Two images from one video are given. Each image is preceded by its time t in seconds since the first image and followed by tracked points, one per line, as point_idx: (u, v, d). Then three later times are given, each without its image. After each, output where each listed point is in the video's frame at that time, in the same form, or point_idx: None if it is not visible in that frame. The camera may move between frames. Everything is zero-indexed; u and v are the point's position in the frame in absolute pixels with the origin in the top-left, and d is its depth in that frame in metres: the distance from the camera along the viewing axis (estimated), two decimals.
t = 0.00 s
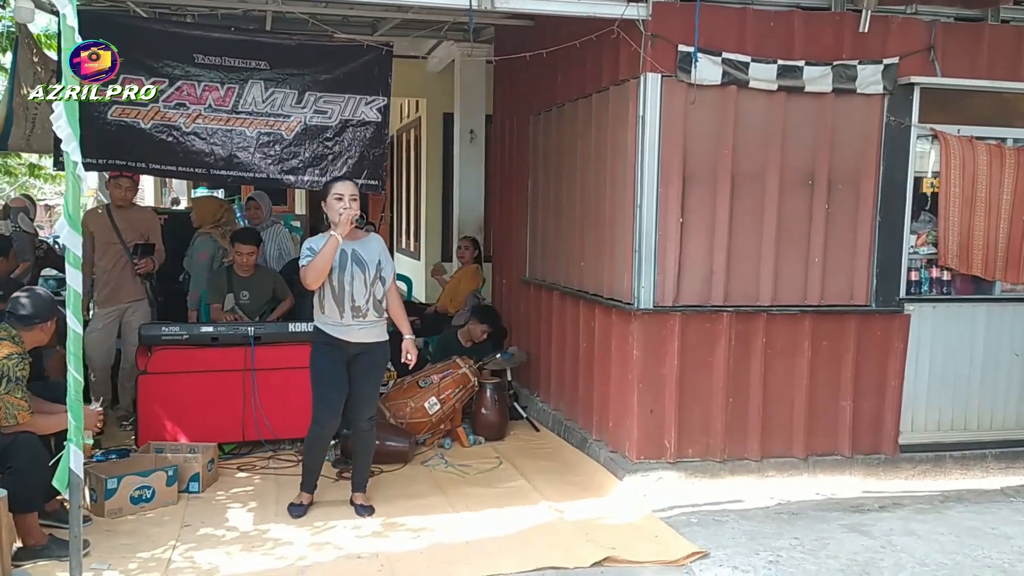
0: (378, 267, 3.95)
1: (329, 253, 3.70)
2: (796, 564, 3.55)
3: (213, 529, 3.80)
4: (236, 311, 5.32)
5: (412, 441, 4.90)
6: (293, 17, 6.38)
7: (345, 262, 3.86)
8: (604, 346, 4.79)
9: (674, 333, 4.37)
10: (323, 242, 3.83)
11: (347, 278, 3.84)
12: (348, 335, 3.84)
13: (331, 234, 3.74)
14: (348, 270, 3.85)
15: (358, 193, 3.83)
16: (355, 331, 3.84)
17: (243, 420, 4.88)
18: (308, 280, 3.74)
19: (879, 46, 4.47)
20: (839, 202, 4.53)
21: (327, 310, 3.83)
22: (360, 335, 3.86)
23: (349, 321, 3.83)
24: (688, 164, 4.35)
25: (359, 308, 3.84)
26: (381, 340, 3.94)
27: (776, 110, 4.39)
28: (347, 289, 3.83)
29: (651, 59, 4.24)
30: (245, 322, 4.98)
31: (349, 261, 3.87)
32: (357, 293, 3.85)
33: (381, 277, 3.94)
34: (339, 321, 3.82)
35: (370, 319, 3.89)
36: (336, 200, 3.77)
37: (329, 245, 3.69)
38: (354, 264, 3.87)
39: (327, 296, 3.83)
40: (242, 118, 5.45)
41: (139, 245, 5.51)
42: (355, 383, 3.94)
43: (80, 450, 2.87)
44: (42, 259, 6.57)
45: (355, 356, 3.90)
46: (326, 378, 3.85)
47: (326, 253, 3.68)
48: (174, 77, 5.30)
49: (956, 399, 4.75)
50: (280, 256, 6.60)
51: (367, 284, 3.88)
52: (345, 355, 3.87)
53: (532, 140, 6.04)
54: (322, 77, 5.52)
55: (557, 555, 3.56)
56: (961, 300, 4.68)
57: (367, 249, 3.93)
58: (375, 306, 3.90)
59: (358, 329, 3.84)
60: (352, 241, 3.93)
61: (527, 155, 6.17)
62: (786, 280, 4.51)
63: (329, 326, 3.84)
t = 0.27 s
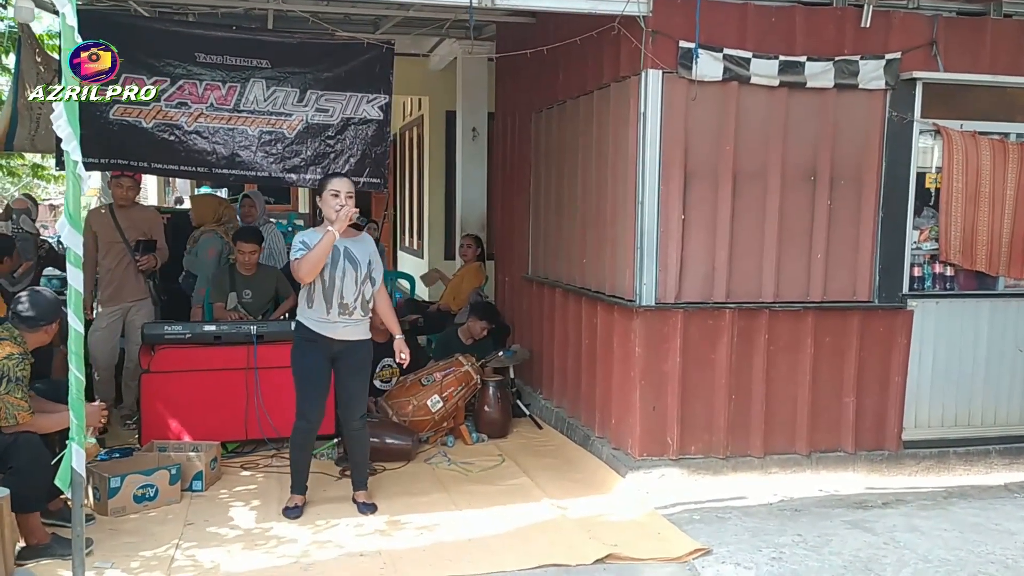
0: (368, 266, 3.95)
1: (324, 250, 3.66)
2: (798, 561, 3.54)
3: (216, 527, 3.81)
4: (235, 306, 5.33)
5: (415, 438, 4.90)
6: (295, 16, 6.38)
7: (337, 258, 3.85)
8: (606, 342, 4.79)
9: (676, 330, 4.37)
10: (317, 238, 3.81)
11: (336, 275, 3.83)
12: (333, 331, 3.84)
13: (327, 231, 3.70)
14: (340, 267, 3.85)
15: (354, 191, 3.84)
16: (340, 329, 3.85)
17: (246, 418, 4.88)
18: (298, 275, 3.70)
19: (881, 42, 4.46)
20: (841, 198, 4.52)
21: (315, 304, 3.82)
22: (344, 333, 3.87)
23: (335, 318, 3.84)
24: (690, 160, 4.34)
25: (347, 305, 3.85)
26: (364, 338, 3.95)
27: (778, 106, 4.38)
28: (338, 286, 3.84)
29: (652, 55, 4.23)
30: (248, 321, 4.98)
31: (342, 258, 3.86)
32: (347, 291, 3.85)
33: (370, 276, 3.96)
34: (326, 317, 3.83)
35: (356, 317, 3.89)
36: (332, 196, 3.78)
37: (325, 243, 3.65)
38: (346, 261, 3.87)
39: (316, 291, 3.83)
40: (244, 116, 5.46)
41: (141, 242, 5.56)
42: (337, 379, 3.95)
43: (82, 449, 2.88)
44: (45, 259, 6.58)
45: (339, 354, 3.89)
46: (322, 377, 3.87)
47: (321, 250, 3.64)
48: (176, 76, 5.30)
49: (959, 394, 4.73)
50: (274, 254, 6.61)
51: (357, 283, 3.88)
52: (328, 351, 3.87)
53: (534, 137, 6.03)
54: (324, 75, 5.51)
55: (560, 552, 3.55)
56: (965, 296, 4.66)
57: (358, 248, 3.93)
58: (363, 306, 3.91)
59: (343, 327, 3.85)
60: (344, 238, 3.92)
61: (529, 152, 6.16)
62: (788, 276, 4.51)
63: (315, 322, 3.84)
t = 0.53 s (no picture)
0: (353, 266, 3.97)
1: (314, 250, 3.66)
2: (800, 558, 3.54)
3: (217, 525, 3.82)
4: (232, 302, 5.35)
5: (417, 436, 4.90)
6: (296, 14, 6.38)
7: (324, 259, 3.85)
8: (608, 340, 4.79)
9: (678, 327, 4.37)
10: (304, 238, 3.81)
11: (323, 275, 3.83)
12: (318, 331, 3.85)
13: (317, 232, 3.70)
14: (327, 267, 3.85)
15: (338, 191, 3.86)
16: (326, 329, 3.86)
17: (249, 416, 4.89)
18: (288, 276, 3.68)
19: (882, 38, 4.45)
20: (843, 194, 4.51)
21: (302, 304, 3.81)
22: (329, 333, 3.87)
23: (321, 318, 3.84)
24: (691, 157, 4.34)
25: (334, 306, 3.86)
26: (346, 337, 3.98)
27: (779, 103, 4.38)
28: (325, 286, 3.83)
29: (654, 52, 4.22)
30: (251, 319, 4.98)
31: (329, 259, 3.86)
32: (335, 291, 3.86)
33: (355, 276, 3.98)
34: (313, 317, 3.82)
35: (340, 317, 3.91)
36: (318, 196, 3.79)
37: (316, 243, 3.65)
38: (333, 261, 3.87)
39: (302, 291, 3.81)
40: (246, 115, 5.46)
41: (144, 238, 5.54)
42: (320, 378, 3.95)
43: (85, 447, 2.89)
44: (47, 258, 6.59)
45: (320, 354, 3.91)
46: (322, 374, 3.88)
47: (313, 251, 3.64)
48: (178, 75, 5.31)
49: (963, 391, 4.72)
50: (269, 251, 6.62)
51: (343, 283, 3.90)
52: (310, 350, 3.87)
53: (536, 135, 6.03)
54: (325, 73, 5.51)
55: (561, 550, 3.56)
56: (968, 292, 4.65)
57: (343, 247, 3.94)
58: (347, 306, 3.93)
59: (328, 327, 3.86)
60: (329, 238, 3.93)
61: (531, 150, 6.15)
62: (790, 273, 4.50)
63: (301, 322, 3.83)
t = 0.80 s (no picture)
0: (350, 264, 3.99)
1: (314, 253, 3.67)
2: (805, 556, 3.54)
3: (222, 523, 3.83)
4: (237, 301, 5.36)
5: (422, 435, 4.92)
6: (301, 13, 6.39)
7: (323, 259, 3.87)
8: (613, 338, 4.79)
9: (682, 325, 4.37)
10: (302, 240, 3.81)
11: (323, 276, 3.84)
12: (320, 331, 3.86)
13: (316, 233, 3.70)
14: (327, 267, 3.86)
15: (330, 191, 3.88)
16: (327, 328, 3.87)
17: (254, 415, 4.90)
18: (291, 279, 3.68)
19: (887, 36, 4.44)
20: (848, 193, 4.50)
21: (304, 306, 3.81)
22: (330, 332, 3.89)
23: (323, 318, 3.85)
24: (695, 156, 4.33)
25: (335, 305, 3.88)
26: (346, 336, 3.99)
27: (784, 101, 4.37)
28: (326, 286, 3.85)
29: (658, 51, 4.22)
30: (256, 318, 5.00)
31: (328, 259, 3.88)
32: (335, 291, 3.88)
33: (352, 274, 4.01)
34: (315, 318, 3.83)
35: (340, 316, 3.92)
36: (310, 197, 3.82)
37: (317, 245, 3.66)
38: (332, 261, 3.89)
39: (303, 292, 3.81)
40: (250, 114, 5.47)
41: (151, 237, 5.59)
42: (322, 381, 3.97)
43: (91, 445, 2.91)
44: (52, 257, 6.61)
45: (324, 352, 3.91)
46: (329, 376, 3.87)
47: (315, 252, 3.65)
48: (182, 74, 5.31)
49: (968, 390, 4.71)
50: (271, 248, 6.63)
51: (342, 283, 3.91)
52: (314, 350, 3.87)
53: (540, 134, 6.03)
54: (330, 72, 5.52)
55: (565, 548, 3.56)
56: (973, 290, 4.64)
57: (339, 245, 3.95)
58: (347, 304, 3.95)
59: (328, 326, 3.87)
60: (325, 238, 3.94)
61: (535, 148, 6.15)
62: (795, 271, 4.49)
63: (302, 322, 3.83)
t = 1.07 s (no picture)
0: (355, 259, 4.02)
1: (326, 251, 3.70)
2: (810, 554, 3.54)
3: (229, 520, 3.85)
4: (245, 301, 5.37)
5: (428, 433, 4.92)
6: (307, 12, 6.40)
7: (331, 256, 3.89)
8: (618, 336, 4.79)
9: (688, 323, 4.37)
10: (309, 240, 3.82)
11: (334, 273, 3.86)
12: (334, 328, 3.88)
13: (325, 231, 3.72)
14: (337, 265, 3.88)
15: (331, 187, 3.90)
16: (340, 324, 3.89)
17: (260, 412, 4.92)
18: (305, 280, 3.69)
19: (894, 34, 4.43)
20: (854, 191, 4.49)
21: (317, 305, 3.82)
22: (344, 327, 3.91)
23: (336, 315, 3.87)
24: (701, 154, 4.33)
25: (347, 301, 3.91)
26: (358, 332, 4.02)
27: (790, 99, 4.36)
28: (337, 283, 3.87)
29: (664, 49, 4.22)
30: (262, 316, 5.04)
31: (336, 256, 3.90)
32: (346, 287, 3.91)
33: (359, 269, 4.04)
34: (329, 316, 3.85)
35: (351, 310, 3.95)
36: (314, 195, 3.83)
37: (329, 244, 3.68)
38: (340, 258, 3.91)
39: (315, 292, 3.82)
40: (257, 112, 5.48)
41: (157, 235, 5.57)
42: (332, 379, 3.99)
43: (98, 442, 2.95)
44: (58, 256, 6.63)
45: (331, 350, 3.92)
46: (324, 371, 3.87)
47: (327, 250, 3.67)
48: (189, 73, 5.33)
49: (975, 388, 4.70)
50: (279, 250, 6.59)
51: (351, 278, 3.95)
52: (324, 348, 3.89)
53: (546, 132, 6.03)
54: (336, 71, 5.54)
55: (571, 545, 3.57)
56: (980, 289, 4.63)
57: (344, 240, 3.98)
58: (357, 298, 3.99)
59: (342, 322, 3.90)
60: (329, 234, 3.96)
61: (541, 147, 6.15)
62: (801, 269, 4.49)
63: (316, 321, 3.84)
